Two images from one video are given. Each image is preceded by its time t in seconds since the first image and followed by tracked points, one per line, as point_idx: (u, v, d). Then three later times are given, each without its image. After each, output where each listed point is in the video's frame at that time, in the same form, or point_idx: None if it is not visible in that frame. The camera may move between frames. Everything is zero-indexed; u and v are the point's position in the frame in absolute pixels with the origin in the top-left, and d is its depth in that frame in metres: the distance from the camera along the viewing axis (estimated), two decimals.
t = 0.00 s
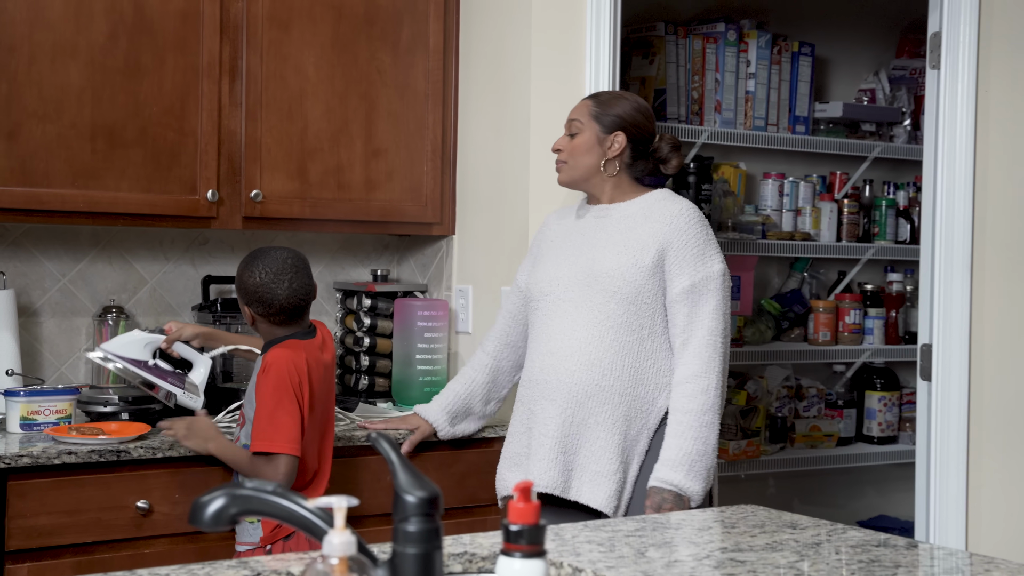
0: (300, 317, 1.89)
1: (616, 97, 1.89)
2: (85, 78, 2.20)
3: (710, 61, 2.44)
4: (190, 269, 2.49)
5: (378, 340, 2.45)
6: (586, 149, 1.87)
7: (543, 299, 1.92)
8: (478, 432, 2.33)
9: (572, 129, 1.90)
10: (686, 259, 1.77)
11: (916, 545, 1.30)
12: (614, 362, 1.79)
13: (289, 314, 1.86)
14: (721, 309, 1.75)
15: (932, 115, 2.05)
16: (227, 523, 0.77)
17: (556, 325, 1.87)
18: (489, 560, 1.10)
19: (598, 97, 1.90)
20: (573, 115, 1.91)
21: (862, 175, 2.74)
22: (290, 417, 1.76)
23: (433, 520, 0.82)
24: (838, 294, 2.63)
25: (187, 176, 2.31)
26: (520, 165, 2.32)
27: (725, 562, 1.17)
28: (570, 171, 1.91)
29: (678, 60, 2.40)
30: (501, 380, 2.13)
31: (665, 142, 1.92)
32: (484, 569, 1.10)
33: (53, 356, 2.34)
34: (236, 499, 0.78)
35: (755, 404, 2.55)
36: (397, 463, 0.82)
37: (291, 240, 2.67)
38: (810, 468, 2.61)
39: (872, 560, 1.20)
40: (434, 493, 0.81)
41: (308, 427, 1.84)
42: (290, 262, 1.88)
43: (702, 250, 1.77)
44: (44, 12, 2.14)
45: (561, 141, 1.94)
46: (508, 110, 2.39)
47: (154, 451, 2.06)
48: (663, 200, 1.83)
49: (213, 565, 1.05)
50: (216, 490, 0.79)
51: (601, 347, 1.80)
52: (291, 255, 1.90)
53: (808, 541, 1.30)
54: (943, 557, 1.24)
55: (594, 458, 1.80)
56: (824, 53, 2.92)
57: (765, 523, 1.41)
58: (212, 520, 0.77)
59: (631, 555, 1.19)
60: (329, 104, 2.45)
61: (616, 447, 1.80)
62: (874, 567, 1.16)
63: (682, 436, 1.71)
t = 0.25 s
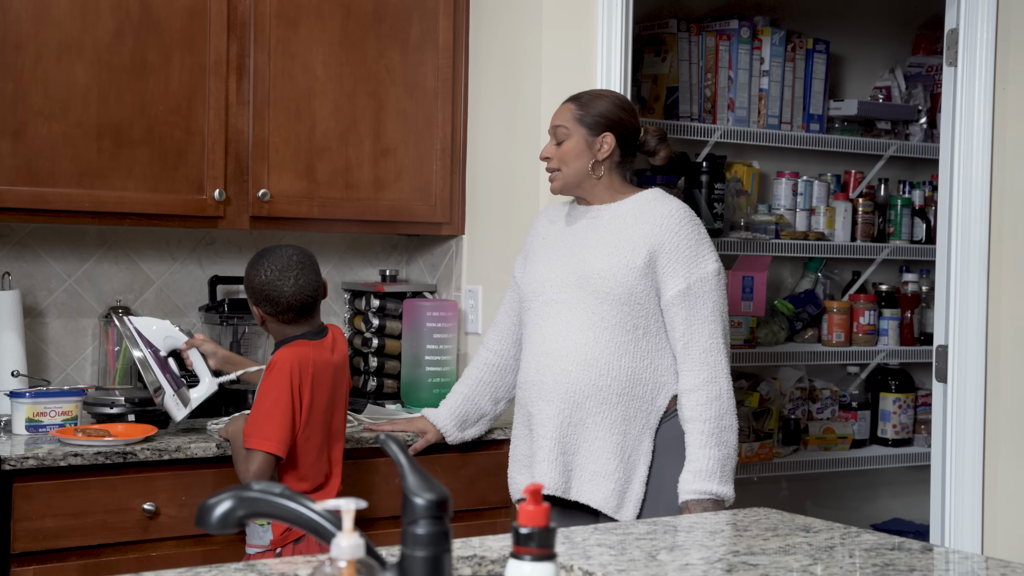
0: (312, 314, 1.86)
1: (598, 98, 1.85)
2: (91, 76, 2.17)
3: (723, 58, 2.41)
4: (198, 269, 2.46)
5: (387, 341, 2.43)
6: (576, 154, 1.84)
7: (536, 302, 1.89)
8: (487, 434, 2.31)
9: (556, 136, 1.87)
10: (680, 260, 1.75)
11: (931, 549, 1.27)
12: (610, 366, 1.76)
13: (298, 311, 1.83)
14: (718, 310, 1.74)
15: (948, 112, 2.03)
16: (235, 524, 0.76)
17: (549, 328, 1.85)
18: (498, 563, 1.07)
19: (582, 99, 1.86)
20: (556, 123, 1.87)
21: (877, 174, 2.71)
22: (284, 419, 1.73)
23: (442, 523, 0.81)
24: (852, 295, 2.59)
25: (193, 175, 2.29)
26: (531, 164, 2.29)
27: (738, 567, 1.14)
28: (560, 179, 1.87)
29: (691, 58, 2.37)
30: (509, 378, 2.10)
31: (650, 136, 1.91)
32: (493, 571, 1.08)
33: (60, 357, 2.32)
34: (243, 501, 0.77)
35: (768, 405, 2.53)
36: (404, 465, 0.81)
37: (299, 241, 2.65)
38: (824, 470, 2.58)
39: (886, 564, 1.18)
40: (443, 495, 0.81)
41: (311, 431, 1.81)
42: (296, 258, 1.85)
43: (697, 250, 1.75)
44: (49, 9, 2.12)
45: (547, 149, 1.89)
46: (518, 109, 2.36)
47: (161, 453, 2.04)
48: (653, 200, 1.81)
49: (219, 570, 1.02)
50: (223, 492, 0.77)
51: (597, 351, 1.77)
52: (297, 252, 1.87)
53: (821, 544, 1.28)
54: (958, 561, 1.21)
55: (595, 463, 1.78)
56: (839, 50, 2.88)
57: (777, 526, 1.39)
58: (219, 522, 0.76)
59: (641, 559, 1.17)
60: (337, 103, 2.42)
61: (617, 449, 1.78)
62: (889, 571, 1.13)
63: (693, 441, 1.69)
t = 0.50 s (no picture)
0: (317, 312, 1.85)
1: (592, 100, 1.85)
2: (95, 76, 2.17)
3: (728, 58, 2.41)
4: (201, 269, 2.45)
5: (391, 341, 2.42)
6: (575, 158, 1.83)
7: (533, 301, 1.88)
8: (491, 434, 2.31)
9: (552, 141, 1.86)
10: (676, 260, 1.74)
11: (937, 549, 1.26)
12: (604, 365, 1.76)
13: (302, 307, 1.82)
14: (713, 310, 1.73)
15: (955, 112, 2.02)
16: (238, 525, 0.76)
17: (544, 326, 1.85)
18: (503, 564, 1.07)
19: (576, 101, 1.86)
20: (550, 128, 1.87)
21: (882, 174, 2.70)
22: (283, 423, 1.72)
23: (446, 523, 0.81)
24: (858, 295, 2.59)
25: (197, 175, 2.28)
26: (535, 164, 2.29)
27: (744, 568, 1.14)
28: (558, 184, 1.86)
29: (696, 57, 2.37)
30: (508, 376, 2.10)
31: (647, 134, 1.91)
32: (498, 572, 1.07)
33: (63, 357, 2.31)
34: (248, 502, 0.76)
35: (773, 406, 2.52)
36: (409, 467, 0.80)
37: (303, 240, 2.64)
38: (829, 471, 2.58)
39: (892, 565, 1.17)
40: (448, 496, 0.80)
41: (315, 433, 1.79)
42: (302, 256, 1.84)
43: (694, 250, 1.74)
44: (53, 9, 2.12)
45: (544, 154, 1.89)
46: (523, 109, 2.35)
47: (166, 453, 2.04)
48: (651, 200, 1.80)
49: (225, 570, 1.02)
50: (228, 492, 0.77)
51: (590, 350, 1.77)
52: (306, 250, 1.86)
53: (826, 545, 1.27)
54: (964, 562, 1.20)
55: (586, 461, 1.78)
56: (844, 50, 2.87)
57: (782, 527, 1.38)
58: (223, 523, 0.75)
59: (648, 560, 1.16)
60: (341, 102, 2.42)
61: (608, 448, 1.78)
62: (895, 572, 1.13)
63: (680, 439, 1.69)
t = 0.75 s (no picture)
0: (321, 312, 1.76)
1: (597, 100, 1.84)
2: (96, 75, 2.16)
3: (732, 57, 2.39)
4: (203, 269, 2.45)
5: (393, 341, 2.41)
6: (579, 158, 1.82)
7: (537, 301, 1.87)
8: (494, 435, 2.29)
9: (557, 140, 1.85)
10: (679, 260, 1.74)
11: (940, 550, 1.25)
12: (606, 364, 1.75)
13: (298, 307, 1.72)
14: (715, 310, 1.72)
15: (959, 112, 2.01)
16: (239, 526, 0.77)
17: (547, 325, 1.84)
18: (505, 565, 1.06)
19: (580, 101, 1.85)
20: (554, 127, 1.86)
21: (886, 173, 2.69)
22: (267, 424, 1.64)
23: (448, 524, 0.82)
24: (862, 295, 2.58)
25: (199, 174, 2.27)
26: (538, 164, 2.28)
27: (747, 568, 1.13)
28: (562, 184, 1.85)
29: (698, 57, 2.36)
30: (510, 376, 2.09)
31: (650, 134, 1.90)
32: (500, 573, 1.06)
33: (64, 358, 2.31)
34: (249, 503, 0.77)
35: (776, 406, 2.51)
36: (411, 468, 0.82)
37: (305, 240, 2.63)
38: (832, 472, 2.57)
39: (895, 566, 1.16)
40: (450, 497, 0.81)
41: (305, 434, 1.71)
42: (317, 255, 1.75)
43: (697, 250, 1.73)
44: (55, 8, 2.11)
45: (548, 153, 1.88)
46: (525, 108, 2.35)
47: (166, 454, 2.03)
48: (655, 200, 1.80)
49: (225, 570, 1.01)
50: (230, 493, 0.78)
51: (592, 349, 1.76)
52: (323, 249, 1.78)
53: (829, 546, 1.26)
54: (968, 563, 1.19)
55: (587, 460, 1.78)
56: (848, 49, 2.86)
57: (785, 528, 1.37)
58: (224, 525, 0.76)
59: (651, 560, 1.15)
60: (343, 102, 2.41)
61: (609, 447, 1.77)
62: (899, 574, 1.12)
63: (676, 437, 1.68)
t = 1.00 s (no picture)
0: (303, 323, 1.70)
1: (601, 98, 1.82)
2: (94, 74, 2.14)
3: (735, 56, 2.38)
4: (202, 269, 2.43)
5: (394, 342, 2.39)
6: (583, 157, 1.80)
7: (539, 301, 1.85)
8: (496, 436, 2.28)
9: (559, 138, 1.83)
10: (685, 260, 1.72)
11: (945, 552, 1.23)
12: (612, 365, 1.73)
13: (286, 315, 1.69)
14: (722, 310, 1.71)
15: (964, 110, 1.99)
16: (238, 527, 0.76)
17: (550, 326, 1.82)
18: (506, 567, 1.04)
19: (583, 99, 1.83)
20: (557, 126, 1.84)
21: (890, 172, 2.67)
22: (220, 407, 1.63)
23: (449, 526, 0.80)
24: (866, 295, 2.56)
25: (198, 173, 2.26)
26: (539, 163, 2.26)
27: (751, 571, 1.11)
28: (566, 183, 1.83)
29: (702, 55, 2.34)
30: (512, 377, 2.07)
31: (653, 133, 1.89)
32: None
33: (61, 358, 2.29)
34: (248, 505, 0.76)
35: (779, 407, 2.49)
36: (412, 469, 0.81)
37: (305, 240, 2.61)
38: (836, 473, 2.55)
39: (900, 568, 1.14)
40: (451, 499, 0.80)
41: (266, 425, 1.66)
42: (300, 268, 1.66)
43: (703, 250, 1.72)
44: (52, 5, 2.09)
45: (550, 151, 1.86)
46: (527, 106, 2.33)
47: (165, 455, 2.01)
48: (660, 199, 1.78)
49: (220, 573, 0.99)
50: (229, 495, 0.77)
51: (598, 351, 1.74)
52: (318, 262, 1.68)
53: (833, 547, 1.24)
54: (973, 565, 1.17)
55: (593, 462, 1.76)
56: (853, 47, 2.84)
57: (789, 530, 1.35)
58: (223, 526, 0.75)
59: (654, 563, 1.14)
60: (343, 100, 2.39)
61: (616, 449, 1.75)
62: None
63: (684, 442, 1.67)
